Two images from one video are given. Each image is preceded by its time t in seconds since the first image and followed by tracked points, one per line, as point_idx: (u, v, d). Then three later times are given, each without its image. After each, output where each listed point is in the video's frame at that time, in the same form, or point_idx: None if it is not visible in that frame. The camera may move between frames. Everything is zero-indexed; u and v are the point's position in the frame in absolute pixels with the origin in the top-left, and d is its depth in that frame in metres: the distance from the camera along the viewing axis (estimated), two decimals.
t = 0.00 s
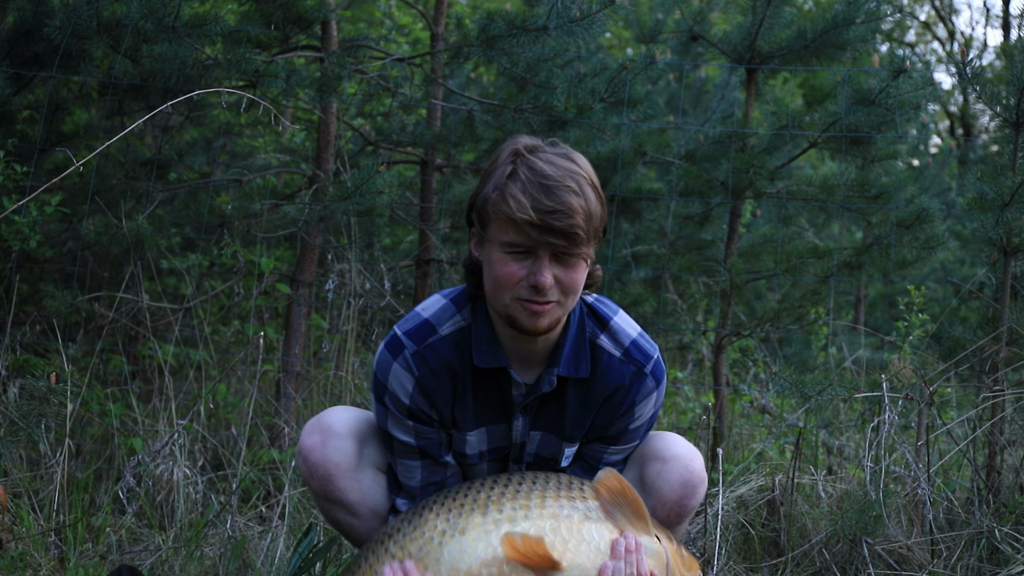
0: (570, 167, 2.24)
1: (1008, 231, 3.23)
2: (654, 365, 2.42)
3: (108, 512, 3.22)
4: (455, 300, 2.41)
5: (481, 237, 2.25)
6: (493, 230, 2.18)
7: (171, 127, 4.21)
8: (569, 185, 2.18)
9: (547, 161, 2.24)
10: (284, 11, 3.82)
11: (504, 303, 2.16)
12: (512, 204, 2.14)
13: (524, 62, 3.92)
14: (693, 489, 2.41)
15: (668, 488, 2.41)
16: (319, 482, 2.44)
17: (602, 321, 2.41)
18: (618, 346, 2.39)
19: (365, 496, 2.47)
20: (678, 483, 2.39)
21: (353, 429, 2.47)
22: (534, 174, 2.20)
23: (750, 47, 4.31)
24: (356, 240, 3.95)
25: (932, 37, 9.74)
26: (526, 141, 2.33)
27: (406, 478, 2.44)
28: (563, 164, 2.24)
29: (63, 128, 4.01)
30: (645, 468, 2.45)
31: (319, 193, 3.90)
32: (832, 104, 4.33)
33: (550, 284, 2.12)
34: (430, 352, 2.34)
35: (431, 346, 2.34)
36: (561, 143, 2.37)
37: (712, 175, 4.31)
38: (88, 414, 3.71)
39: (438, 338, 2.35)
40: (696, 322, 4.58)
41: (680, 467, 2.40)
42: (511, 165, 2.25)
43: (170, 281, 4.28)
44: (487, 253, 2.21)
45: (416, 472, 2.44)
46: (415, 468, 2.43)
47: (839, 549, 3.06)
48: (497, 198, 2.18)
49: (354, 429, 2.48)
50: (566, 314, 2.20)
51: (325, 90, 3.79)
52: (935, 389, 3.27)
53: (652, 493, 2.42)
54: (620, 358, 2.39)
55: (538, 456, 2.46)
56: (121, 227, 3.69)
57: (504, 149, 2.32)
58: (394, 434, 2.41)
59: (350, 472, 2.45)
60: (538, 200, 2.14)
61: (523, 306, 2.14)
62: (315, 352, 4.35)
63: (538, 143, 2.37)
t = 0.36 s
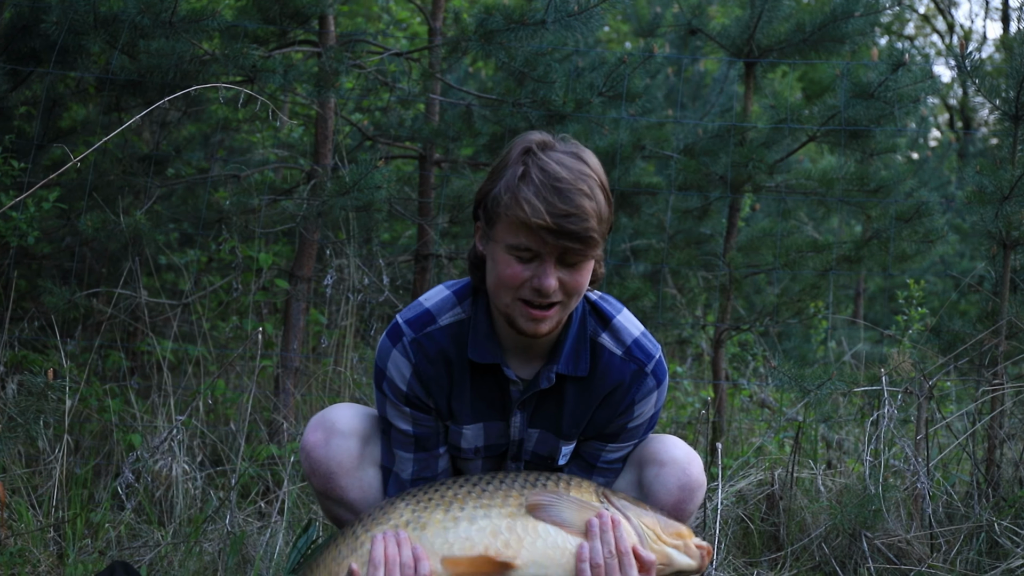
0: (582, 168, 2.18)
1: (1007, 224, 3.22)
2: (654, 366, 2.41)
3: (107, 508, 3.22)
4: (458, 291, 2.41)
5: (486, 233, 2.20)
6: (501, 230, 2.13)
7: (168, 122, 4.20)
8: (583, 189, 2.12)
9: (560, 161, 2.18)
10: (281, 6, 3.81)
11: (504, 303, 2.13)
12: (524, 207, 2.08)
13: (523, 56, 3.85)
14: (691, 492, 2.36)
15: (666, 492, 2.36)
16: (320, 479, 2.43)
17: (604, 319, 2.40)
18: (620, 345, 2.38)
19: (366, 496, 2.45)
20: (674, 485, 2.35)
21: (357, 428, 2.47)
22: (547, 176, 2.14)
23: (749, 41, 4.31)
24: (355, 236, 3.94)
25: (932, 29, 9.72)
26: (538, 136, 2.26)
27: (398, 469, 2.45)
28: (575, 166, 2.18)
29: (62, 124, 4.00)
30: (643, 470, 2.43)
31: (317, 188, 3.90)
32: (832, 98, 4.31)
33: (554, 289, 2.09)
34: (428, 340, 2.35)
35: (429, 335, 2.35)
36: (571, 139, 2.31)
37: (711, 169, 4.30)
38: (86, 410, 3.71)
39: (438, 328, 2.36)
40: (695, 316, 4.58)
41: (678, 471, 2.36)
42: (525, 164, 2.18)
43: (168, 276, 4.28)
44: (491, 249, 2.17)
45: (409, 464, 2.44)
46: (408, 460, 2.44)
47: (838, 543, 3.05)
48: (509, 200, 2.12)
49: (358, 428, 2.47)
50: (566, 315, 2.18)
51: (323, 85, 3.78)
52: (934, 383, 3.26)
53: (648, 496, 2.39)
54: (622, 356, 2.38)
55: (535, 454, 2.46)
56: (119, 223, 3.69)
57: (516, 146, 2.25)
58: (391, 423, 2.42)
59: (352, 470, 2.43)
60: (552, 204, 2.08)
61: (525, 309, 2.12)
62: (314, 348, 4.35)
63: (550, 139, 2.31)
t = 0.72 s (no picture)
0: (568, 194, 2.04)
1: (1012, 226, 3.17)
2: (642, 377, 2.35)
3: (99, 510, 3.16)
4: (446, 286, 2.39)
5: (468, 246, 2.09)
6: (479, 253, 2.01)
7: (164, 120, 4.16)
8: (566, 218, 1.99)
9: (545, 184, 2.04)
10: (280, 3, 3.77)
11: (483, 316, 2.05)
12: (501, 236, 1.96)
13: (523, 55, 3.83)
14: (683, 505, 2.30)
15: (657, 505, 2.30)
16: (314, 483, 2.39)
17: (594, 327, 2.34)
18: (607, 354, 2.32)
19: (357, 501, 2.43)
20: (666, 498, 2.29)
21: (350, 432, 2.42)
22: (529, 203, 2.01)
23: (751, 40, 4.27)
24: (351, 236, 3.90)
25: (935, 32, 9.69)
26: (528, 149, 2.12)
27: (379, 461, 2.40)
28: (560, 190, 2.04)
29: (57, 121, 3.96)
30: (636, 480, 2.37)
31: (314, 187, 3.85)
32: (835, 98, 4.27)
33: (533, 313, 1.99)
34: (412, 332, 2.32)
35: (415, 327, 2.32)
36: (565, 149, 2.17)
37: (712, 170, 4.26)
38: (79, 411, 3.66)
39: (423, 322, 2.33)
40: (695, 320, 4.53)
41: (671, 484, 2.31)
42: (509, 189, 2.05)
43: (163, 276, 4.24)
44: (472, 263, 2.07)
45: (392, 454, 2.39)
46: (391, 449, 2.39)
47: (840, 550, 3.01)
48: (487, 226, 2.00)
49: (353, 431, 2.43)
50: (549, 328, 2.09)
51: (321, 83, 3.74)
52: (938, 386, 3.22)
53: (640, 506, 2.34)
54: (608, 366, 2.32)
55: (516, 460, 2.41)
56: (114, 221, 3.64)
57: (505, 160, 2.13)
58: (377, 414, 2.39)
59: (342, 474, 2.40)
60: (531, 234, 1.96)
61: (504, 325, 2.04)
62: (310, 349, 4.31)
63: (541, 151, 2.17)
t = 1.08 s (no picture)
0: (574, 237, 1.95)
1: (1011, 246, 3.17)
2: (651, 393, 2.32)
3: (94, 531, 3.14)
4: (449, 320, 2.33)
5: (473, 288, 2.04)
6: (488, 300, 1.97)
7: (162, 138, 4.16)
8: (574, 265, 1.92)
9: (549, 229, 1.95)
10: (278, 22, 3.78)
11: (495, 353, 2.06)
12: (510, 289, 1.90)
13: (521, 75, 3.83)
14: (689, 526, 2.32)
15: (663, 529, 2.32)
16: (318, 502, 2.39)
17: (599, 350, 2.30)
18: (615, 373, 2.29)
19: (365, 520, 2.42)
20: (672, 521, 2.32)
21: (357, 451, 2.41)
22: (535, 251, 1.93)
23: (749, 61, 4.28)
24: (349, 255, 3.89)
25: (932, 50, 9.74)
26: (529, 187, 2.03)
27: (395, 499, 2.40)
28: (566, 234, 1.95)
29: (54, 139, 3.96)
30: (639, 504, 2.39)
31: (312, 206, 3.85)
32: (833, 117, 4.28)
33: (545, 351, 2.00)
34: (417, 371, 2.28)
35: (419, 365, 2.28)
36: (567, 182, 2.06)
37: (710, 191, 4.27)
38: (75, 430, 3.64)
39: (428, 359, 2.29)
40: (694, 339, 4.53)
41: (675, 506, 2.33)
42: (512, 235, 1.96)
43: (160, 295, 4.23)
44: (480, 304, 2.03)
45: (406, 492, 2.38)
46: (404, 488, 2.38)
47: (840, 571, 3.00)
48: (495, 275, 1.94)
49: (360, 451, 2.42)
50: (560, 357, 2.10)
51: (320, 102, 3.74)
52: (937, 406, 3.21)
53: (645, 530, 2.36)
54: (617, 386, 2.30)
55: (531, 490, 2.40)
56: (111, 241, 3.63)
57: (506, 201, 2.02)
58: (386, 453, 2.37)
59: (350, 493, 2.40)
60: (540, 284, 1.90)
61: (516, 362, 2.05)
62: (307, 368, 4.30)
63: (542, 188, 2.06)
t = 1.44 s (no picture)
0: (581, 221, 1.97)
1: (1010, 251, 3.16)
2: (658, 394, 2.33)
3: (93, 535, 3.13)
4: (463, 304, 2.35)
5: (483, 273, 2.06)
6: (493, 282, 1.98)
7: (160, 143, 4.17)
8: (578, 247, 1.93)
9: (557, 213, 1.97)
10: (277, 26, 3.77)
11: (501, 339, 2.05)
12: (514, 267, 1.92)
13: (520, 79, 3.81)
14: (686, 530, 2.30)
15: (660, 534, 2.30)
16: (329, 510, 2.38)
17: (610, 347, 2.32)
18: (624, 371, 2.31)
19: (375, 527, 2.42)
20: (669, 525, 2.29)
21: (369, 459, 2.41)
22: (541, 231, 1.95)
23: (749, 64, 4.26)
24: (349, 259, 3.88)
25: (933, 54, 9.73)
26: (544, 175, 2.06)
27: (406, 479, 2.39)
28: (573, 218, 1.97)
29: (52, 143, 3.97)
30: (636, 507, 2.37)
31: (311, 210, 3.84)
32: (832, 122, 4.31)
33: (548, 338, 1.98)
34: (432, 349, 2.29)
35: (434, 344, 2.29)
36: (582, 174, 2.09)
37: (709, 195, 4.27)
38: (74, 435, 3.64)
39: (443, 339, 2.29)
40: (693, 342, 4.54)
41: (672, 509, 2.30)
42: (521, 217, 1.99)
43: (159, 299, 4.23)
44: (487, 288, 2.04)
45: (418, 472, 2.38)
46: (416, 468, 2.38)
47: None
48: (500, 255, 1.96)
49: (371, 458, 2.42)
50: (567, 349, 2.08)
51: (318, 106, 3.73)
52: (936, 412, 3.20)
53: (642, 534, 2.34)
54: (625, 383, 2.30)
55: (532, 483, 2.39)
56: (110, 244, 3.63)
57: (520, 187, 2.06)
58: (398, 431, 2.36)
59: (361, 500, 2.39)
60: (543, 264, 1.91)
61: (520, 349, 2.03)
62: (307, 372, 4.30)
63: (558, 176, 2.09)
